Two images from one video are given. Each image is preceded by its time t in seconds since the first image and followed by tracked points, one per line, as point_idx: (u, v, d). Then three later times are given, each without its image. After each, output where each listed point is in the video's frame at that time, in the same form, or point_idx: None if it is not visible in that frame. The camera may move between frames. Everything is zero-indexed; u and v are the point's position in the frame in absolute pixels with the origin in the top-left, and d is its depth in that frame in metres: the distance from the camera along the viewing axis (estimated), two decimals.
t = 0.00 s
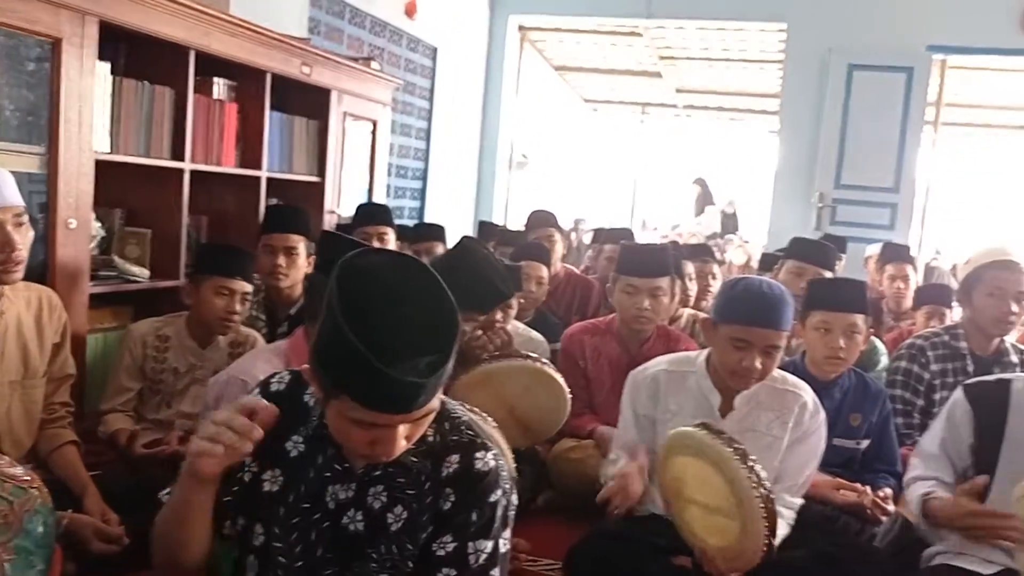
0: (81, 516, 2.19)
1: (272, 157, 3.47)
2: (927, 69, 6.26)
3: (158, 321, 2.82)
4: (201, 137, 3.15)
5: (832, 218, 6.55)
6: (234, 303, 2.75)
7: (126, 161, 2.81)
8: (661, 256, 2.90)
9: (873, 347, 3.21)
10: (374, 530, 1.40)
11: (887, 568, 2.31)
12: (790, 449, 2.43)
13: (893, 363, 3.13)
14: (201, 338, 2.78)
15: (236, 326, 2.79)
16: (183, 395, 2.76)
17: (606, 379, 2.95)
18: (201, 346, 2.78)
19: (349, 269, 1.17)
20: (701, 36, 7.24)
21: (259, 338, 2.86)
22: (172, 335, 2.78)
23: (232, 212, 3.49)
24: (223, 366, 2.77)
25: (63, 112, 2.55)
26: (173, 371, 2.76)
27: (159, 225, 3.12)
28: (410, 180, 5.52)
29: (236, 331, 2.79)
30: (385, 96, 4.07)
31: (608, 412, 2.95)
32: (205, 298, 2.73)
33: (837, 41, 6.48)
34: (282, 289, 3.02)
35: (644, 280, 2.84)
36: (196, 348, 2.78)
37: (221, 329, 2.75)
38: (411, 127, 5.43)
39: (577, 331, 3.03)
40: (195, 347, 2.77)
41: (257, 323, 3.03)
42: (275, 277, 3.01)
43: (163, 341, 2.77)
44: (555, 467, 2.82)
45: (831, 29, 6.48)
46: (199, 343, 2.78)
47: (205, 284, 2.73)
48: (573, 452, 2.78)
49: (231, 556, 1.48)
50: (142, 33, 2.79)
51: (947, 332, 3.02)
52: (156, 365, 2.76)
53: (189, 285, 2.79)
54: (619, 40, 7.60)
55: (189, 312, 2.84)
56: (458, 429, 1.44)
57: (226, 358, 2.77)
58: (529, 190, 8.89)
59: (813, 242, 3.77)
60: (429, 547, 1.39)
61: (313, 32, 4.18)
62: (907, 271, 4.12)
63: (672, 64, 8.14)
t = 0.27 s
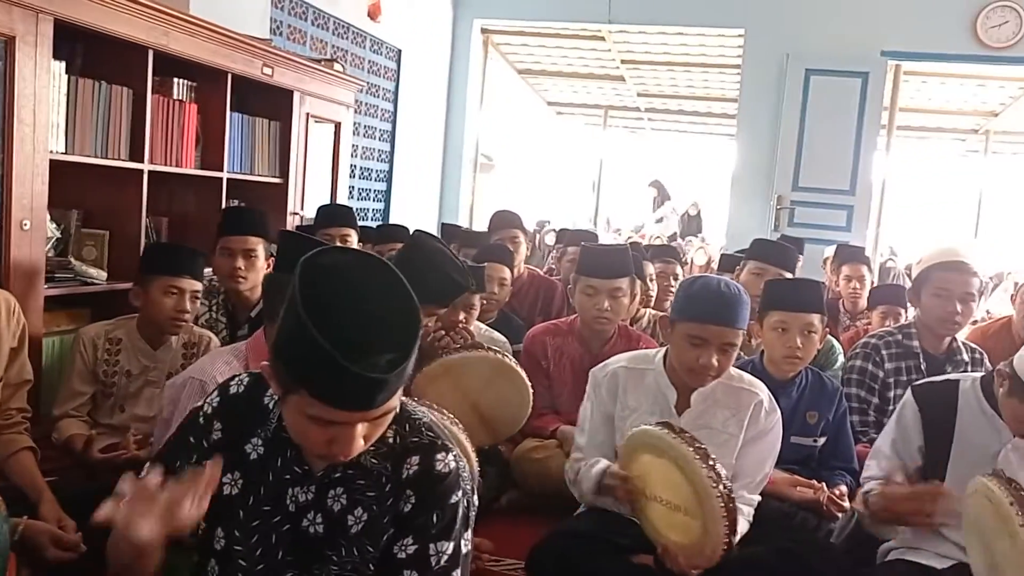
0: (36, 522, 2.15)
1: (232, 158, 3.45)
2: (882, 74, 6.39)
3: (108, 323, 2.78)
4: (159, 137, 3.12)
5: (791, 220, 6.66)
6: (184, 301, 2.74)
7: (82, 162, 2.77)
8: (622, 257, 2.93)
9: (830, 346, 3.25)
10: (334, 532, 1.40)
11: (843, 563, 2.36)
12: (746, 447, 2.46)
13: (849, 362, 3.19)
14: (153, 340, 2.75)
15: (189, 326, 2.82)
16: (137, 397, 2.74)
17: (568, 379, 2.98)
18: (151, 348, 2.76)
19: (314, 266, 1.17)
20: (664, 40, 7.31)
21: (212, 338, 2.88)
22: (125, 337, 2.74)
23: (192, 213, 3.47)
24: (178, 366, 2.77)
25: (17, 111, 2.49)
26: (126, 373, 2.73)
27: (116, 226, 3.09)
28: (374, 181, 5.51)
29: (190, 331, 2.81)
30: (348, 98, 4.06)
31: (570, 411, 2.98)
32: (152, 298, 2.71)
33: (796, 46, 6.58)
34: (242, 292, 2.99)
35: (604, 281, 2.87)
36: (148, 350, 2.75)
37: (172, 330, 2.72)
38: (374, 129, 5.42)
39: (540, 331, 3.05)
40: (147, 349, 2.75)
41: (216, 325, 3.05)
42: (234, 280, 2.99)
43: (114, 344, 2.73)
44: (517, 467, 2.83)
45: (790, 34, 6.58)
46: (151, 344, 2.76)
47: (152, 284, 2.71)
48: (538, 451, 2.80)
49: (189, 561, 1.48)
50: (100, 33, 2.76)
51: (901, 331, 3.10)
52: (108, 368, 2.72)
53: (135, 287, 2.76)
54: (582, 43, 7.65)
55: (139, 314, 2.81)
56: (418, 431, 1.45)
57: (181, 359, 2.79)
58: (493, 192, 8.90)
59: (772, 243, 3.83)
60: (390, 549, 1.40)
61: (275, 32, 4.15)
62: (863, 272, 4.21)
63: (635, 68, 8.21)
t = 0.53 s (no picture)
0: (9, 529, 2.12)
1: (210, 160, 3.42)
2: (860, 74, 6.45)
3: (80, 327, 2.74)
4: (135, 140, 3.08)
5: (770, 219, 6.68)
6: (154, 302, 2.71)
7: (55, 163, 2.73)
8: (602, 257, 2.93)
9: (809, 344, 3.28)
10: (311, 536, 1.39)
11: (822, 562, 2.36)
12: (726, 446, 2.46)
13: (827, 360, 3.20)
14: (126, 343, 2.72)
15: (162, 327, 2.79)
16: (112, 401, 2.72)
17: (549, 380, 2.97)
18: (125, 351, 2.73)
19: (294, 259, 1.16)
20: (643, 40, 7.33)
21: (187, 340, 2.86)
22: (98, 341, 2.71)
23: (169, 215, 3.44)
24: (152, 368, 2.75)
25: None
26: (99, 377, 2.70)
27: (92, 229, 3.05)
28: (353, 182, 5.49)
29: (164, 333, 2.79)
30: (327, 99, 4.04)
31: (550, 412, 2.97)
32: (122, 300, 2.68)
33: (774, 46, 6.61)
34: (215, 295, 2.98)
35: (584, 281, 2.86)
36: (121, 352, 2.72)
37: (145, 331, 2.69)
38: (353, 130, 5.40)
39: (520, 332, 3.05)
40: (120, 351, 2.72)
41: (192, 328, 3.03)
42: (207, 282, 2.97)
43: (87, 347, 2.70)
44: (498, 469, 2.83)
45: (768, 34, 6.61)
46: (125, 347, 2.73)
47: (121, 286, 2.69)
48: (518, 452, 2.79)
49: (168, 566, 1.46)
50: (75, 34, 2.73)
51: (878, 329, 3.13)
52: (80, 372, 2.69)
53: (105, 289, 2.73)
54: (562, 43, 7.66)
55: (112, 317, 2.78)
56: (396, 432, 1.43)
57: (155, 361, 2.76)
58: (474, 192, 8.90)
59: (752, 243, 3.84)
60: (368, 552, 1.39)
61: (252, 33, 4.13)
62: (842, 270, 4.23)
63: (614, 68, 8.23)
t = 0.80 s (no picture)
0: None
1: (185, 162, 3.38)
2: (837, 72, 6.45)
3: (52, 332, 2.71)
4: (109, 142, 3.05)
5: (749, 217, 6.72)
6: (125, 303, 2.68)
7: (27, 166, 2.69)
8: (582, 256, 2.92)
9: (789, 342, 3.30)
10: (287, 543, 1.36)
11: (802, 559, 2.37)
12: (708, 444, 2.46)
13: (808, 357, 3.21)
14: (99, 347, 2.70)
15: (136, 331, 2.76)
16: (86, 406, 2.68)
17: (530, 380, 2.96)
18: (98, 354, 2.69)
19: (254, 262, 1.15)
20: (622, 39, 7.34)
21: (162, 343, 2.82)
22: (70, 346, 2.68)
23: (144, 218, 3.40)
24: (126, 372, 2.71)
25: None
26: (72, 382, 2.66)
27: (65, 232, 3.01)
28: (332, 183, 5.47)
29: (137, 336, 2.75)
30: (304, 99, 4.01)
31: (531, 413, 2.96)
32: (93, 303, 2.65)
33: (752, 45, 6.64)
34: (189, 298, 2.95)
35: (564, 281, 2.86)
36: (94, 356, 2.68)
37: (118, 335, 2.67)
38: (332, 130, 5.38)
39: (500, 333, 3.03)
40: (93, 356, 2.68)
41: (167, 332, 3.01)
42: (181, 286, 2.94)
43: (59, 352, 2.66)
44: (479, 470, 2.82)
45: (745, 33, 6.63)
46: (98, 351, 2.70)
47: (90, 289, 2.64)
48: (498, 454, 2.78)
49: None
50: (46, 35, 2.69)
51: (857, 327, 3.14)
52: (53, 377, 2.65)
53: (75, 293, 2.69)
54: (541, 43, 7.66)
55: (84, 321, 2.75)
56: (370, 436, 1.43)
57: (129, 366, 2.72)
58: (454, 193, 8.89)
59: (732, 241, 3.85)
60: (344, 558, 1.37)
61: (227, 33, 4.09)
62: (821, 268, 4.26)
63: (594, 68, 8.24)
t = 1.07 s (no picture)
0: None
1: (160, 163, 3.35)
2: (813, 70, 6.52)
3: (23, 334, 2.67)
4: (82, 144, 3.01)
5: (729, 216, 6.75)
6: (96, 304, 2.65)
7: None
8: (561, 256, 2.91)
9: (768, 338, 3.29)
10: (264, 549, 1.35)
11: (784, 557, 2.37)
12: (689, 442, 2.45)
13: (788, 354, 3.22)
14: (68, 349, 2.65)
15: (107, 333, 2.71)
16: (57, 410, 2.64)
17: (510, 380, 2.95)
18: (69, 357, 2.65)
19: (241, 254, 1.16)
20: (600, 38, 7.35)
21: (136, 346, 2.78)
22: (40, 348, 2.64)
23: (119, 220, 3.37)
24: (98, 376, 2.66)
25: None
26: (43, 386, 2.63)
27: (38, 235, 2.97)
28: (311, 184, 5.45)
29: (109, 339, 2.71)
30: (281, 100, 3.98)
31: (512, 413, 2.95)
32: (61, 303, 2.62)
33: (729, 43, 6.66)
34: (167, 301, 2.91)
35: (544, 280, 2.85)
36: (65, 359, 2.65)
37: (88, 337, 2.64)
38: (309, 131, 5.35)
39: (480, 333, 3.02)
40: (64, 358, 2.64)
41: (144, 335, 2.98)
42: (159, 289, 2.90)
43: (29, 355, 2.62)
44: (460, 472, 2.80)
45: (723, 31, 6.66)
46: (70, 354, 2.66)
47: (60, 289, 2.63)
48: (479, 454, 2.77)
49: None
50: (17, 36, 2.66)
51: (837, 324, 3.14)
52: (23, 380, 2.62)
53: (45, 294, 2.67)
54: (520, 43, 7.67)
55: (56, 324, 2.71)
56: (347, 438, 1.40)
57: (101, 369, 2.68)
58: (434, 193, 8.87)
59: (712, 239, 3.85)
60: (323, 563, 1.35)
61: (203, 33, 4.06)
62: (799, 265, 4.28)
63: (573, 67, 8.25)
